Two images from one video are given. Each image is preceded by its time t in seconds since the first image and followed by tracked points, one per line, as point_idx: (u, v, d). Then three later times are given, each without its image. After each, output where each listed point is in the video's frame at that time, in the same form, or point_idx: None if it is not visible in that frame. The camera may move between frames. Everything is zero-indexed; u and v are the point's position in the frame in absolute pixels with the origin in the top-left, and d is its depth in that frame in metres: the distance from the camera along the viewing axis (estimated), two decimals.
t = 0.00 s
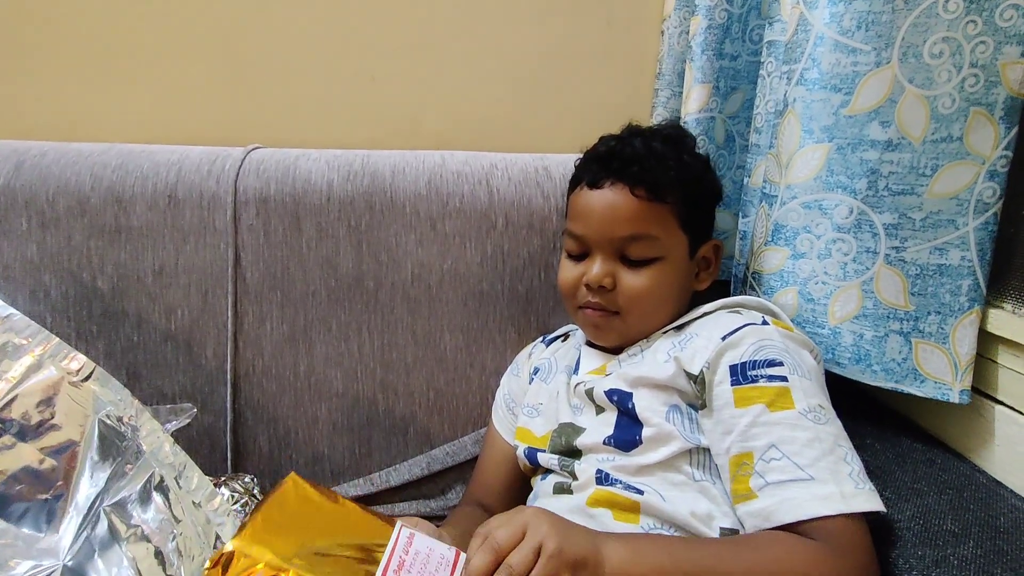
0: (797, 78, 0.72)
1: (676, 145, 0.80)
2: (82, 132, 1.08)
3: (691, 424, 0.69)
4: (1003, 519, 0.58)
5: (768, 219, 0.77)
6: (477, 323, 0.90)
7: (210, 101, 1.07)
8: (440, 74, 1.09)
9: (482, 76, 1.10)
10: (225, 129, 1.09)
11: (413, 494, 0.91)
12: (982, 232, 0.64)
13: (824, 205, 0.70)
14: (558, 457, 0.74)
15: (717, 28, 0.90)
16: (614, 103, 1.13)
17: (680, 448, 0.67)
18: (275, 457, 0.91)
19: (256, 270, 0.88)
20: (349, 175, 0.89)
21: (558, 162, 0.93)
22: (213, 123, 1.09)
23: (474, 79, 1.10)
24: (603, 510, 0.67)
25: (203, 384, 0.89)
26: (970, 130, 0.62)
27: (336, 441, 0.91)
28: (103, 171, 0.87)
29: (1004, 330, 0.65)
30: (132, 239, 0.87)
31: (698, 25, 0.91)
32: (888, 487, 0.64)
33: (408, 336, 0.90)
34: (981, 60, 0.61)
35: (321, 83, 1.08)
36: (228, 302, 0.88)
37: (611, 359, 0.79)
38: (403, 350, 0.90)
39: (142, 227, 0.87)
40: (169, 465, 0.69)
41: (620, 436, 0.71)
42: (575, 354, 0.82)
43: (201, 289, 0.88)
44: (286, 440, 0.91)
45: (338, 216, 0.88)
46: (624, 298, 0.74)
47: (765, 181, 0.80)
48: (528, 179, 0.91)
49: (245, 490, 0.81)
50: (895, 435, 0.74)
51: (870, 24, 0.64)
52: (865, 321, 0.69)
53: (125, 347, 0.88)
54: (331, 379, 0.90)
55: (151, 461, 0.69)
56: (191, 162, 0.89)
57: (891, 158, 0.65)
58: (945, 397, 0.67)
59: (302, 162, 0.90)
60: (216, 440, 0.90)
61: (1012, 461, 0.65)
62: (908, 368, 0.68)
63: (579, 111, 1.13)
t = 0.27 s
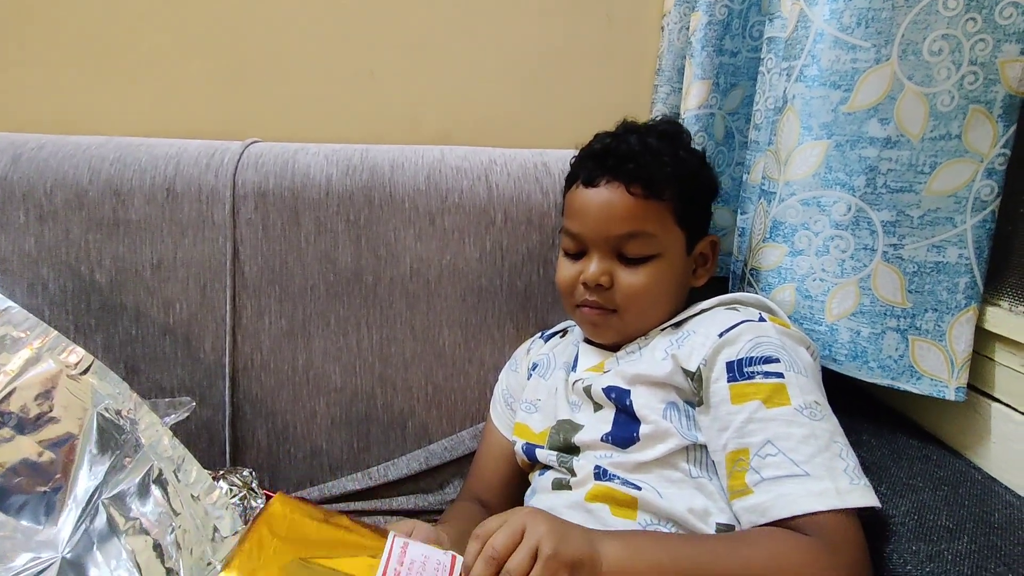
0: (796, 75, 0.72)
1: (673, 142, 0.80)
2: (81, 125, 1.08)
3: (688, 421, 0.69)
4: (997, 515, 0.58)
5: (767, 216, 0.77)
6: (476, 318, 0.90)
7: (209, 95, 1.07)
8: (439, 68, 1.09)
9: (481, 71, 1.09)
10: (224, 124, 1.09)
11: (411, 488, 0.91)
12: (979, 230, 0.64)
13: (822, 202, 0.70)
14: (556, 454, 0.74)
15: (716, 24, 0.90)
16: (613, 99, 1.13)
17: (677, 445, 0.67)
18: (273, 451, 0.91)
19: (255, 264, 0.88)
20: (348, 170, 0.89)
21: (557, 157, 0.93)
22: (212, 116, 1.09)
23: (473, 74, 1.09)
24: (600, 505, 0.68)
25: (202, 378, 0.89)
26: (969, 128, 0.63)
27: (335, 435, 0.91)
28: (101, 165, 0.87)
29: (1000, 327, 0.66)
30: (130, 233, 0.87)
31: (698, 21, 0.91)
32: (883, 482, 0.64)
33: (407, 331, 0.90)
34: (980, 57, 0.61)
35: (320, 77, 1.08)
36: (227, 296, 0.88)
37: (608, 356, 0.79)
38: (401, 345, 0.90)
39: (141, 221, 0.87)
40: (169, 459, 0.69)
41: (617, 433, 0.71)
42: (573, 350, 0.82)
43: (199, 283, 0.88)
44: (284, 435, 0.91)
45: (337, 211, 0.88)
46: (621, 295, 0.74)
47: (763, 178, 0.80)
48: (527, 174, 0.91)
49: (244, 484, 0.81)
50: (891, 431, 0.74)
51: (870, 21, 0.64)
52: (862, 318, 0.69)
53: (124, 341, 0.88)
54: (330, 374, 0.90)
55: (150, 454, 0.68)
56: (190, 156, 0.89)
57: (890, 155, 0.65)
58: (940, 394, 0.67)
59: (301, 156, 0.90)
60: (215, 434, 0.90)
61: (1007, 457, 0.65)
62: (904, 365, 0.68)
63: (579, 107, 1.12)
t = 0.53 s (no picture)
0: (798, 59, 0.71)
1: (670, 125, 0.79)
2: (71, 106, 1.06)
3: (684, 405, 0.69)
4: (989, 501, 0.59)
5: (765, 201, 0.77)
6: (472, 303, 0.90)
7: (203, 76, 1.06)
8: (436, 50, 1.07)
9: (478, 53, 1.08)
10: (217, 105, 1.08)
11: (406, 472, 0.91)
12: (977, 217, 0.64)
13: (821, 187, 0.70)
14: (551, 437, 0.74)
15: (717, 7, 0.89)
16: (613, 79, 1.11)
17: (673, 429, 0.67)
18: (268, 434, 0.91)
19: (249, 247, 0.87)
20: (344, 152, 0.88)
21: (555, 141, 0.93)
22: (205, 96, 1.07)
23: (471, 55, 1.08)
24: (594, 488, 0.68)
25: (196, 361, 0.89)
26: (971, 114, 0.62)
27: (330, 419, 0.91)
28: (93, 145, 0.85)
29: (996, 314, 0.66)
30: (123, 214, 0.86)
31: (699, 3, 0.90)
32: (877, 467, 0.64)
33: (402, 315, 0.89)
34: (984, 42, 0.61)
35: (315, 57, 1.06)
36: (221, 279, 0.87)
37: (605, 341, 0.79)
38: (397, 329, 0.90)
39: (133, 202, 0.86)
40: (163, 445, 0.68)
41: (613, 416, 0.71)
42: (570, 335, 0.82)
43: (193, 266, 0.87)
44: (279, 418, 0.91)
45: (332, 193, 0.87)
46: (618, 280, 0.74)
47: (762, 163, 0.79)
48: (525, 158, 0.90)
49: (239, 467, 0.81)
50: (885, 417, 0.74)
51: (873, 4, 0.63)
52: (859, 305, 0.69)
53: (117, 323, 0.88)
54: (325, 357, 0.90)
55: (144, 440, 0.67)
56: (182, 137, 0.87)
57: (890, 141, 0.65)
58: (935, 380, 0.67)
59: (295, 138, 0.89)
60: (209, 417, 0.90)
61: (1000, 443, 0.65)
62: (900, 352, 0.68)
63: (580, 90, 1.11)
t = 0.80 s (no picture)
0: (803, 35, 0.69)
1: (667, 102, 0.78)
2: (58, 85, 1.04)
3: (682, 388, 0.68)
4: (991, 486, 0.58)
5: (768, 182, 0.75)
6: (469, 286, 0.89)
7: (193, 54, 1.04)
8: (431, 27, 1.05)
9: (475, 29, 1.06)
10: (209, 84, 1.06)
11: (403, 456, 0.90)
12: (985, 197, 0.62)
13: (825, 167, 0.68)
14: (548, 420, 0.73)
15: None
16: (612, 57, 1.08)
17: (671, 413, 0.66)
18: (263, 419, 0.90)
19: (242, 229, 0.86)
20: (337, 131, 0.86)
21: (554, 120, 0.91)
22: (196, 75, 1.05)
23: (467, 31, 1.05)
24: (590, 473, 0.67)
25: (188, 345, 0.88)
26: (980, 91, 0.60)
27: (325, 403, 0.90)
28: (80, 123, 0.83)
29: (1001, 297, 0.64)
30: (112, 195, 0.84)
31: None
32: (878, 451, 0.63)
33: (398, 298, 0.88)
34: (995, 16, 0.59)
35: (309, 34, 1.04)
36: (214, 262, 0.86)
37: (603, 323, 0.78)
38: (393, 312, 0.89)
39: (122, 182, 0.84)
40: (153, 431, 0.68)
41: (610, 398, 0.70)
42: (568, 319, 0.81)
43: (184, 248, 0.86)
44: (274, 403, 0.90)
45: (325, 174, 0.85)
46: (617, 260, 0.72)
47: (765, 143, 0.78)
48: (522, 138, 0.88)
49: (233, 452, 0.80)
50: (886, 401, 0.73)
51: None
52: (862, 287, 0.68)
53: (108, 306, 0.86)
54: (320, 341, 0.89)
55: (135, 425, 0.68)
56: (172, 115, 0.85)
57: (897, 119, 0.63)
58: (938, 363, 0.66)
59: (287, 117, 0.87)
60: (203, 401, 0.89)
61: (1001, 428, 0.65)
62: (903, 335, 0.67)
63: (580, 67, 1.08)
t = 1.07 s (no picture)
0: (803, 27, 0.69)
1: (658, 94, 0.78)
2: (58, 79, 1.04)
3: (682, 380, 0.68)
4: (987, 476, 0.59)
5: (768, 175, 0.76)
6: (469, 279, 0.89)
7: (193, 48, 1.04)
8: (431, 19, 1.05)
9: (475, 22, 1.05)
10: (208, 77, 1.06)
11: (404, 448, 0.91)
12: (984, 190, 0.63)
13: (825, 160, 0.68)
14: (548, 411, 0.74)
15: None
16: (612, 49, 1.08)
17: (670, 404, 0.67)
18: (266, 411, 0.91)
19: (243, 222, 0.86)
20: (337, 125, 0.86)
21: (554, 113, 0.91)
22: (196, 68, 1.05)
23: (467, 24, 1.05)
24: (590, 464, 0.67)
25: (191, 339, 0.88)
26: (980, 84, 0.61)
27: (328, 396, 0.91)
28: (80, 118, 0.84)
29: (998, 290, 0.65)
30: (112, 189, 0.84)
31: None
32: (875, 444, 0.64)
33: (399, 292, 0.89)
34: (995, 9, 0.59)
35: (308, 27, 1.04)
36: (215, 256, 0.86)
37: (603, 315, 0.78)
38: (394, 306, 0.89)
39: (123, 177, 0.84)
40: (158, 423, 0.68)
41: (609, 390, 0.70)
42: (568, 311, 0.81)
43: (186, 242, 0.86)
44: (277, 395, 0.90)
45: (326, 167, 0.85)
46: (615, 251, 0.73)
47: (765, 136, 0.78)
48: (522, 131, 0.88)
49: (237, 444, 0.81)
50: (884, 393, 0.74)
51: None
52: (861, 280, 0.68)
53: (110, 300, 0.87)
54: (321, 334, 0.89)
55: (138, 418, 0.67)
56: (172, 109, 0.85)
57: (897, 112, 0.63)
58: (936, 356, 0.66)
59: (287, 110, 0.87)
60: (206, 394, 0.89)
61: (998, 419, 0.65)
62: (901, 328, 0.68)
63: (579, 60, 1.08)
